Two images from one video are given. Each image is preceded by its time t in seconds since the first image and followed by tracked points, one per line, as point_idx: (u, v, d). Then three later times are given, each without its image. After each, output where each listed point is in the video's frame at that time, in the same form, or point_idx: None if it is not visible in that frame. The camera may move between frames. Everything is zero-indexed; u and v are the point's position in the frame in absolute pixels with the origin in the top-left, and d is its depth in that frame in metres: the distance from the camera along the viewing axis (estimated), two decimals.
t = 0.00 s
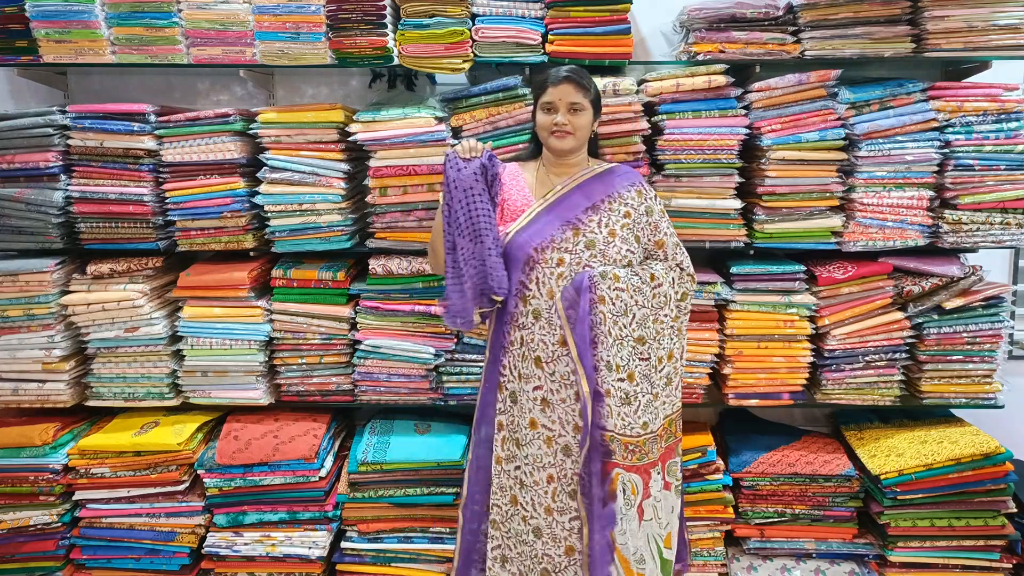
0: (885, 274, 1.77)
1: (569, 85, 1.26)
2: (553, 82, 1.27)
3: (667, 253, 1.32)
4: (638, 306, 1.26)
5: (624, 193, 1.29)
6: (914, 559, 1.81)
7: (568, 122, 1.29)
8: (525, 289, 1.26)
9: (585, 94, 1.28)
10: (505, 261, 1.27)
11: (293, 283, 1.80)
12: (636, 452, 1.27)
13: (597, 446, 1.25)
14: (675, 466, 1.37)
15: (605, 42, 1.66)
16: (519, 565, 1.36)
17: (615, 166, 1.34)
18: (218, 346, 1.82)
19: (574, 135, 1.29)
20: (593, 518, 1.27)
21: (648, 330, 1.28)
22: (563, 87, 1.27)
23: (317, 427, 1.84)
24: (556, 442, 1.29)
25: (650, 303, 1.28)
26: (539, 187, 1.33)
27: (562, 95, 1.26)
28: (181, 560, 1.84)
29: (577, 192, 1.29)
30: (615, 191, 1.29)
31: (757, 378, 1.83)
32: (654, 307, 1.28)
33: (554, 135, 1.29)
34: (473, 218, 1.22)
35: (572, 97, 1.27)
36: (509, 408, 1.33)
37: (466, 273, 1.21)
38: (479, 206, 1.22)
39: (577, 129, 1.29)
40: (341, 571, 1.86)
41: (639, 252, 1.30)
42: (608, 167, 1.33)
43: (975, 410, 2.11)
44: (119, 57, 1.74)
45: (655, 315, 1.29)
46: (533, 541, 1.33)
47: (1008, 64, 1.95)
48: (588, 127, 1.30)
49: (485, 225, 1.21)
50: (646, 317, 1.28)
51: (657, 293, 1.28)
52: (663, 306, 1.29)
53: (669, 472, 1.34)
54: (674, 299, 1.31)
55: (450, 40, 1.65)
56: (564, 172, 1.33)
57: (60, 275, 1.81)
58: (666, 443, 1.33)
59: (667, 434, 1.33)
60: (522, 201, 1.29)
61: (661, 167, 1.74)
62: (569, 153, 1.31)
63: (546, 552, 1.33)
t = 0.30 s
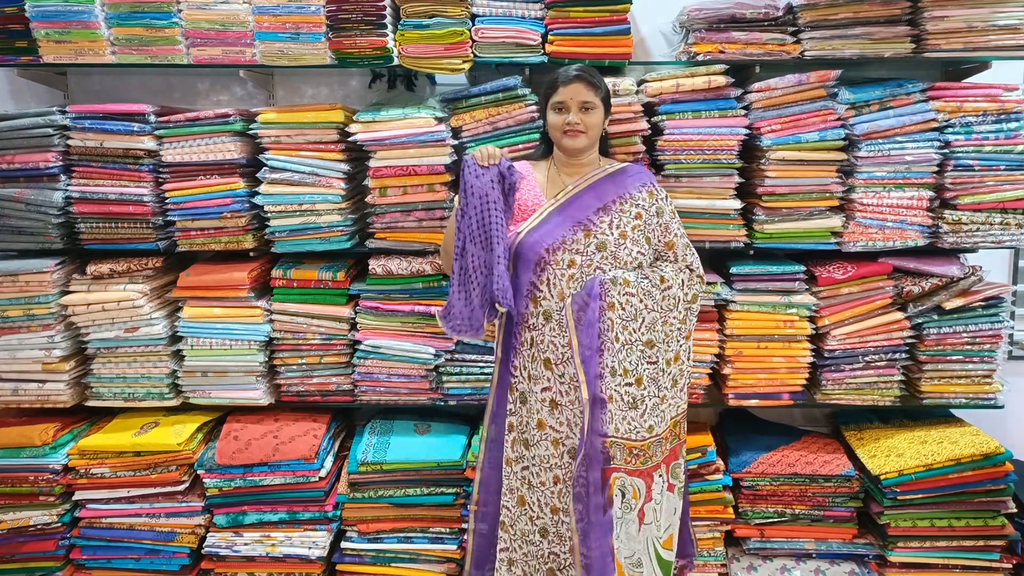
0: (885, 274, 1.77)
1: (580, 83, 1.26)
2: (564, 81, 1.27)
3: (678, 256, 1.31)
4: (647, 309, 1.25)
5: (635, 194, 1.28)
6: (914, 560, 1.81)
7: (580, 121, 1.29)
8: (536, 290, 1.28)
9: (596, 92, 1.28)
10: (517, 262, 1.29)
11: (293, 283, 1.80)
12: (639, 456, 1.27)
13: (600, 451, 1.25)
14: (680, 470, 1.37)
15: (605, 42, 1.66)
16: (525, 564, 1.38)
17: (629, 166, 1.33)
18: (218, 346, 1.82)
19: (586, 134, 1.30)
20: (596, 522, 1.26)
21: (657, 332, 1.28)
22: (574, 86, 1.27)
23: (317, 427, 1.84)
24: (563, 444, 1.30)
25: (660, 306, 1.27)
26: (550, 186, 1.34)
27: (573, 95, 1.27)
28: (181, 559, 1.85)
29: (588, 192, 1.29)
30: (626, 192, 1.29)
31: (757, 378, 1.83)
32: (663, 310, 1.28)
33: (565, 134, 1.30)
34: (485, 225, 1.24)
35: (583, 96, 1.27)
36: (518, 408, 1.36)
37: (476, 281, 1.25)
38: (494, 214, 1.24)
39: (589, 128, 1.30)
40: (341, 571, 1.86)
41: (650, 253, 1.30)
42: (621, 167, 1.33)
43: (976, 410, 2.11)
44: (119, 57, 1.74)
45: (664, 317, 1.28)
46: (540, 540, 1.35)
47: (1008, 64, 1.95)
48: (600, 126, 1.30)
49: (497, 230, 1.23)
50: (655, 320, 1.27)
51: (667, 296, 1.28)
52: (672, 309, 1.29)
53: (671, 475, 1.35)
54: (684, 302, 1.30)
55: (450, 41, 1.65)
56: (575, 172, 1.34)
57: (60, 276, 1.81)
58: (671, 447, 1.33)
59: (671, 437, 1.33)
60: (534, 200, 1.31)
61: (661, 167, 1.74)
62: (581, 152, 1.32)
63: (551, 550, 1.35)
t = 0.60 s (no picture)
0: (882, 278, 1.78)
1: (587, 89, 1.27)
2: (570, 87, 1.28)
3: (683, 258, 1.30)
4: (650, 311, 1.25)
5: (639, 198, 1.28)
6: (912, 563, 1.81)
7: (586, 127, 1.30)
8: (537, 295, 1.28)
9: (600, 97, 1.30)
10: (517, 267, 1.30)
11: (290, 286, 1.80)
12: (637, 455, 1.27)
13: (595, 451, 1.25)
14: (680, 472, 1.36)
15: (603, 46, 1.66)
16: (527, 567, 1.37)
17: (634, 169, 1.33)
18: (215, 349, 1.82)
19: (592, 140, 1.31)
20: (594, 521, 1.26)
21: (660, 334, 1.28)
22: (580, 92, 1.29)
23: (314, 430, 1.84)
24: (561, 449, 1.31)
25: (661, 307, 1.27)
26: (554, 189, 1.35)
27: (580, 101, 1.28)
28: (178, 563, 1.84)
29: (591, 196, 1.30)
30: (630, 196, 1.29)
31: (755, 382, 1.83)
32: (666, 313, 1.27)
33: (571, 140, 1.31)
34: (496, 254, 1.23)
35: (589, 102, 1.28)
36: (518, 412, 1.37)
37: (480, 310, 1.24)
38: (502, 243, 1.23)
39: (595, 133, 1.31)
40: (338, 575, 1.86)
41: (652, 256, 1.29)
42: (626, 171, 1.33)
43: (973, 413, 2.11)
44: (117, 61, 1.73)
45: (666, 319, 1.28)
46: (537, 543, 1.36)
47: (1005, 68, 1.96)
48: (605, 131, 1.31)
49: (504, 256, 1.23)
50: (657, 322, 1.27)
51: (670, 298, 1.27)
52: (676, 311, 1.28)
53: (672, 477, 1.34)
54: (689, 304, 1.29)
55: (448, 44, 1.65)
56: (580, 176, 1.35)
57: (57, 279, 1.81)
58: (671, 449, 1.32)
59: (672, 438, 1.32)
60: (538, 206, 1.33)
61: (659, 171, 1.74)
62: (586, 157, 1.33)
63: (548, 554, 1.35)
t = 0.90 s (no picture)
0: (885, 274, 1.78)
1: (593, 86, 1.30)
2: (574, 83, 1.31)
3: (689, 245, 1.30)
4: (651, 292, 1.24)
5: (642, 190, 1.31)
6: (915, 559, 1.81)
7: (590, 123, 1.32)
8: (536, 284, 1.30)
9: (605, 94, 1.33)
10: (515, 259, 1.33)
11: (293, 283, 1.80)
12: (635, 441, 1.29)
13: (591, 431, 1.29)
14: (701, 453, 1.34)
15: (606, 42, 1.66)
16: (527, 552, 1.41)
17: (638, 166, 1.37)
18: (218, 346, 1.82)
19: (594, 137, 1.33)
20: (588, 503, 1.31)
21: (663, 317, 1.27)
22: (584, 88, 1.31)
23: (317, 427, 1.84)
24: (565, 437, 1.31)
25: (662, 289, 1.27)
26: (554, 183, 1.38)
27: (584, 97, 1.31)
28: (181, 559, 1.84)
29: (596, 190, 1.32)
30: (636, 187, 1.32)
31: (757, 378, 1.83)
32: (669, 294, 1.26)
33: (574, 136, 1.33)
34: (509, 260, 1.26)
35: (593, 98, 1.31)
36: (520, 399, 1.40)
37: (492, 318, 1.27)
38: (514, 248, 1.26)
39: (599, 130, 1.33)
40: (341, 571, 1.86)
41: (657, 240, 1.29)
42: (630, 168, 1.36)
43: (976, 410, 2.11)
44: (119, 57, 1.73)
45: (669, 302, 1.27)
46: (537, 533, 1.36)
47: (1009, 64, 1.95)
48: (608, 128, 1.34)
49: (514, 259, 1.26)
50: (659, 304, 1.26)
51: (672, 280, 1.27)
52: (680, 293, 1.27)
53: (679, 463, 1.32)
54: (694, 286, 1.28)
55: (450, 40, 1.65)
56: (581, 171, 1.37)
57: (60, 275, 1.81)
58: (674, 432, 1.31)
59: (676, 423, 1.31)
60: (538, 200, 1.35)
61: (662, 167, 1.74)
62: (589, 154, 1.35)
63: (549, 547, 1.34)
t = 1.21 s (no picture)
0: (885, 274, 1.78)
1: (580, 90, 1.28)
2: (560, 87, 1.28)
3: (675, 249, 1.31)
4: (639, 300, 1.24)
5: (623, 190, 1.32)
6: (915, 559, 1.81)
7: (576, 127, 1.31)
8: (519, 284, 1.30)
9: (590, 96, 1.31)
10: (498, 257, 1.32)
11: (293, 283, 1.80)
12: (625, 453, 1.27)
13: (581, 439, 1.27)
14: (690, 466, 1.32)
15: (606, 42, 1.66)
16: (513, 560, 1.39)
17: (619, 165, 1.37)
18: (218, 346, 1.82)
19: (581, 140, 1.33)
20: (578, 515, 1.28)
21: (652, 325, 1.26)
22: (569, 92, 1.29)
23: (317, 427, 1.84)
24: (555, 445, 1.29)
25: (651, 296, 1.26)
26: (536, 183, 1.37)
27: (570, 101, 1.29)
28: (181, 559, 1.84)
29: (578, 191, 1.33)
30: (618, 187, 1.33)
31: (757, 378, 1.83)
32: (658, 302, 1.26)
33: (560, 139, 1.32)
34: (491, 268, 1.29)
35: (579, 102, 1.30)
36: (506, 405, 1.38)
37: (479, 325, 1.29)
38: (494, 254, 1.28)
39: (584, 132, 1.33)
40: (341, 571, 1.86)
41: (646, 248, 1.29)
42: (610, 167, 1.37)
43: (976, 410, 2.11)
44: (119, 57, 1.73)
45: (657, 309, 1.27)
46: (525, 543, 1.32)
47: (1009, 64, 1.95)
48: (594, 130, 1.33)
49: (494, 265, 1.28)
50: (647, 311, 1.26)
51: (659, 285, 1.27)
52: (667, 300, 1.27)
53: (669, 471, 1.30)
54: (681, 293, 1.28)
55: (450, 40, 1.65)
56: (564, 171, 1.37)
57: (60, 276, 1.81)
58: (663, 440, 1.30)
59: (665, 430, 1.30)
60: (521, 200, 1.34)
61: (662, 167, 1.74)
62: (574, 156, 1.35)
63: (538, 559, 1.29)
